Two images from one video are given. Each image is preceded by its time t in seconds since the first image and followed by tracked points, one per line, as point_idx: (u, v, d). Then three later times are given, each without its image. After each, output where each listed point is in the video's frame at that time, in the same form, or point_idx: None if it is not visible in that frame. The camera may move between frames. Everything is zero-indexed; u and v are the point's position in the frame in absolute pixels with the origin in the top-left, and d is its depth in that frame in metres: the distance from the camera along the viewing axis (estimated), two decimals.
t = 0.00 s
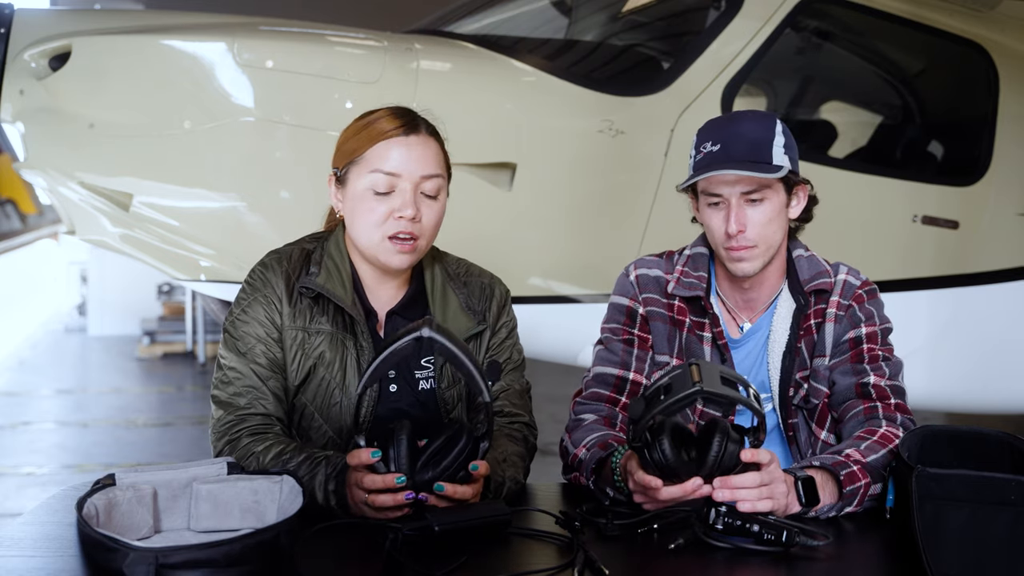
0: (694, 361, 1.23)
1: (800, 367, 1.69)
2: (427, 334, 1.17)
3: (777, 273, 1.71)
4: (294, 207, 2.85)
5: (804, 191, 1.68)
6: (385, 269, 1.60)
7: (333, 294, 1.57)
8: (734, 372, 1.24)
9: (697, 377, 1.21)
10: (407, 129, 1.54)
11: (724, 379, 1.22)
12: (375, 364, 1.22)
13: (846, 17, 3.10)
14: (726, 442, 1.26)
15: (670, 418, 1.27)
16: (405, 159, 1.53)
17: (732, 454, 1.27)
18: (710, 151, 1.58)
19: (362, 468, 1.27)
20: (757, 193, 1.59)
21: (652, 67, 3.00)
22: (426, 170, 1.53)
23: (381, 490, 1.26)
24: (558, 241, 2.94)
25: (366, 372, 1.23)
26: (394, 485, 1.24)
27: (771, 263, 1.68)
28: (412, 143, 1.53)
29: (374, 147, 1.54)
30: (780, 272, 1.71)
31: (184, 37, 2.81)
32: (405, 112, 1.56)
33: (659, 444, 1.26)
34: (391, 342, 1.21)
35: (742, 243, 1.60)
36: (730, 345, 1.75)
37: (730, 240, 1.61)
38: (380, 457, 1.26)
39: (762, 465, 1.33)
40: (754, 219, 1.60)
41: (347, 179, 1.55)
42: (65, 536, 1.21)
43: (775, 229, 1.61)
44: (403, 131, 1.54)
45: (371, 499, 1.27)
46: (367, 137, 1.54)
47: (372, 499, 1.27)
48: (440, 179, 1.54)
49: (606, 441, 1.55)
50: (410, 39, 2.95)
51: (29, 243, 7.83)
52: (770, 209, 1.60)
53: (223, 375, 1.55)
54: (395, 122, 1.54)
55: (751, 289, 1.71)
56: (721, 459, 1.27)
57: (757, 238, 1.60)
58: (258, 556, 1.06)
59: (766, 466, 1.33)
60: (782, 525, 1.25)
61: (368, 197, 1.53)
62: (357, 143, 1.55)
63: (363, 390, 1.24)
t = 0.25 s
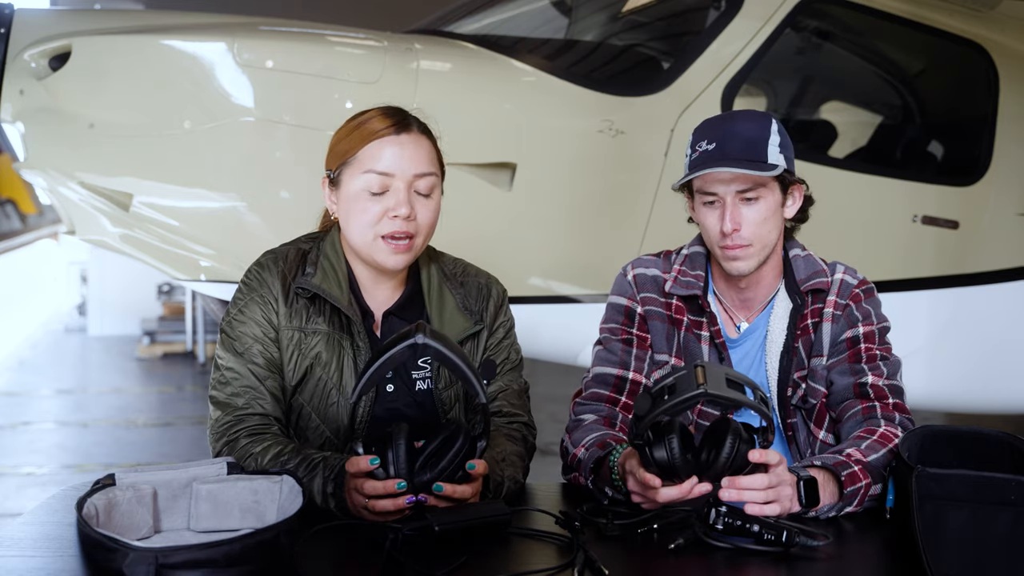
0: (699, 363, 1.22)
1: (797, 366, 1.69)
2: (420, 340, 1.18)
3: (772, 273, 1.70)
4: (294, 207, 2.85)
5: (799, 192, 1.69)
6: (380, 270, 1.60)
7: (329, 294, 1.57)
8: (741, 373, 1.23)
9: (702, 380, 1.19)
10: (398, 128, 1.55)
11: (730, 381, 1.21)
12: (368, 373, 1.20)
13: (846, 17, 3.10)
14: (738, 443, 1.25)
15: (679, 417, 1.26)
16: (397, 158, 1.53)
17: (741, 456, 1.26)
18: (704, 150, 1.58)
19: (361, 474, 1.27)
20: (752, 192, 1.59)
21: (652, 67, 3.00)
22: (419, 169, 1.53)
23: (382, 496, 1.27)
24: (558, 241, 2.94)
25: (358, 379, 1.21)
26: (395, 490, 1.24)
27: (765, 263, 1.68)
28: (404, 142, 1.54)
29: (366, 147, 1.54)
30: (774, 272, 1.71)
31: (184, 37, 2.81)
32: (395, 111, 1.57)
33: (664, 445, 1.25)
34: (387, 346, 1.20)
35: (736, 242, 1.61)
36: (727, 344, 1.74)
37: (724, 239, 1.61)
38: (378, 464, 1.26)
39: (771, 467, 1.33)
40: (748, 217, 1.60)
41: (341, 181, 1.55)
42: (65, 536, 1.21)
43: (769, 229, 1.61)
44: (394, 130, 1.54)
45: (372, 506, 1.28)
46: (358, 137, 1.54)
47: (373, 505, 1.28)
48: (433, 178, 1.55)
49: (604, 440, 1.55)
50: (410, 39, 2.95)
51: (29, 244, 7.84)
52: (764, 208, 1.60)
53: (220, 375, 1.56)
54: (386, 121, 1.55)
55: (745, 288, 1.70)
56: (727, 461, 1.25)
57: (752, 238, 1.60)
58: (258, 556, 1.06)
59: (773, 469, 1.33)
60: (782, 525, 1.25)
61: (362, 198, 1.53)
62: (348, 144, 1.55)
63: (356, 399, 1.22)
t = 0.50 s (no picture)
0: (705, 374, 1.20)
1: (796, 367, 1.69)
2: (393, 349, 1.17)
3: (769, 272, 1.70)
4: (294, 207, 2.85)
5: (797, 191, 1.68)
6: (386, 261, 1.60)
7: (335, 291, 1.57)
8: (747, 382, 1.22)
9: (707, 393, 1.18)
10: (384, 119, 1.55)
11: (736, 391, 1.20)
12: (347, 396, 1.19)
13: (846, 17, 3.10)
14: (741, 446, 1.25)
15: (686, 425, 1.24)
16: (387, 148, 1.54)
17: (745, 456, 1.27)
18: (702, 146, 1.58)
19: (360, 496, 1.27)
20: (749, 189, 1.59)
21: (652, 67, 3.00)
22: (409, 155, 1.53)
23: (386, 510, 1.26)
24: (558, 241, 2.94)
25: (339, 403, 1.20)
26: (398, 502, 1.24)
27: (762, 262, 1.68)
28: (391, 131, 1.55)
29: (355, 141, 1.55)
30: (772, 271, 1.71)
31: (184, 37, 2.81)
32: (379, 104, 1.57)
33: (675, 448, 1.25)
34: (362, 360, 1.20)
35: (732, 240, 1.61)
36: (725, 344, 1.74)
37: (719, 236, 1.61)
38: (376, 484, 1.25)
39: (773, 468, 1.33)
40: (745, 215, 1.60)
41: (333, 178, 1.55)
42: (65, 536, 1.21)
43: (766, 228, 1.62)
44: (380, 121, 1.55)
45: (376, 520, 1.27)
46: (344, 133, 1.55)
47: (378, 519, 1.28)
48: (424, 163, 1.55)
49: (602, 439, 1.56)
50: (410, 39, 2.95)
51: (28, 244, 7.86)
52: (760, 206, 1.60)
53: (223, 376, 1.56)
54: (371, 113, 1.55)
55: (744, 286, 1.70)
56: (733, 462, 1.26)
57: (748, 235, 1.61)
58: (258, 556, 1.06)
59: (776, 470, 1.33)
60: (782, 524, 1.25)
61: (356, 190, 1.53)
62: (336, 141, 1.56)
63: (342, 423, 1.21)
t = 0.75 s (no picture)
0: (707, 369, 1.20)
1: (796, 367, 1.69)
2: (387, 344, 1.16)
3: (768, 272, 1.71)
4: (294, 207, 2.85)
5: (796, 190, 1.69)
6: (386, 259, 1.61)
7: (334, 286, 1.57)
8: (750, 379, 1.22)
9: (709, 387, 1.18)
10: (391, 114, 1.56)
11: (737, 387, 1.19)
12: (342, 393, 1.18)
13: (846, 17, 3.10)
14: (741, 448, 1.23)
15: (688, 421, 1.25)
16: (395, 142, 1.54)
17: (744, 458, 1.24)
18: (700, 145, 1.58)
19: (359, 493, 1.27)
20: (746, 187, 1.59)
21: (652, 67, 3.00)
22: (417, 150, 1.54)
23: (384, 510, 1.27)
24: (558, 241, 2.94)
25: (336, 399, 1.19)
26: (398, 502, 1.23)
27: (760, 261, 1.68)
28: (399, 126, 1.55)
29: (361, 136, 1.55)
30: (771, 271, 1.71)
31: (184, 37, 2.81)
32: (385, 100, 1.58)
33: (677, 446, 1.25)
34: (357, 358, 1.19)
35: (730, 238, 1.61)
36: (725, 344, 1.75)
37: (718, 235, 1.62)
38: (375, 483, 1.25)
39: (773, 468, 1.32)
40: (743, 212, 1.60)
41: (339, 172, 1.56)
42: (65, 536, 1.21)
43: (763, 226, 1.62)
44: (387, 116, 1.56)
45: (375, 520, 1.28)
46: (351, 128, 1.56)
47: (377, 519, 1.28)
48: (430, 158, 1.56)
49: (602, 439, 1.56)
50: (410, 39, 2.95)
51: (26, 245, 7.91)
52: (758, 204, 1.60)
53: (220, 375, 1.56)
54: (378, 109, 1.56)
55: (743, 285, 1.70)
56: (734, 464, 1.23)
57: (746, 233, 1.61)
58: (258, 556, 1.06)
59: (776, 470, 1.33)
60: (782, 524, 1.25)
61: (363, 184, 1.54)
62: (343, 136, 1.57)
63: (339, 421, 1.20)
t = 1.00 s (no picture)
0: (704, 369, 1.20)
1: (796, 367, 1.69)
2: (390, 346, 1.16)
3: (768, 272, 1.70)
4: (294, 207, 2.85)
5: (798, 192, 1.69)
6: (384, 259, 1.60)
7: (329, 285, 1.57)
8: (747, 379, 1.22)
9: (707, 387, 1.18)
10: (407, 120, 1.55)
11: (735, 387, 1.20)
12: (343, 393, 1.18)
13: (846, 17, 3.10)
14: (739, 447, 1.23)
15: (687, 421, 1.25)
16: (410, 147, 1.54)
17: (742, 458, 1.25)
18: (701, 145, 1.59)
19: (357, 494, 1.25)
20: (747, 188, 1.59)
21: (652, 67, 3.00)
22: (431, 158, 1.55)
23: (383, 511, 1.26)
24: (558, 241, 2.94)
25: (337, 399, 1.19)
26: (397, 503, 1.23)
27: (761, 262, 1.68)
28: (415, 133, 1.55)
29: (377, 138, 1.54)
30: (770, 270, 1.71)
31: (184, 37, 2.81)
32: (399, 104, 1.57)
33: (676, 447, 1.24)
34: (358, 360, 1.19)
35: (730, 239, 1.61)
36: (725, 344, 1.75)
37: (718, 235, 1.62)
38: (373, 483, 1.23)
39: (773, 468, 1.32)
40: (744, 213, 1.60)
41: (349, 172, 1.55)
42: (65, 536, 1.21)
43: (763, 227, 1.62)
44: (403, 121, 1.55)
45: (374, 521, 1.28)
46: (364, 128, 1.54)
47: (376, 521, 1.28)
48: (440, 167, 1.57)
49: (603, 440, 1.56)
50: (410, 39, 2.95)
51: (26, 245, 7.90)
52: (758, 205, 1.60)
53: (215, 375, 1.55)
54: (395, 113, 1.55)
55: (741, 285, 1.70)
56: (732, 463, 1.24)
57: (746, 234, 1.61)
58: (257, 556, 1.06)
59: (775, 470, 1.33)
60: (782, 524, 1.25)
61: (376, 187, 1.53)
62: (357, 135, 1.55)
63: (339, 421, 1.19)
